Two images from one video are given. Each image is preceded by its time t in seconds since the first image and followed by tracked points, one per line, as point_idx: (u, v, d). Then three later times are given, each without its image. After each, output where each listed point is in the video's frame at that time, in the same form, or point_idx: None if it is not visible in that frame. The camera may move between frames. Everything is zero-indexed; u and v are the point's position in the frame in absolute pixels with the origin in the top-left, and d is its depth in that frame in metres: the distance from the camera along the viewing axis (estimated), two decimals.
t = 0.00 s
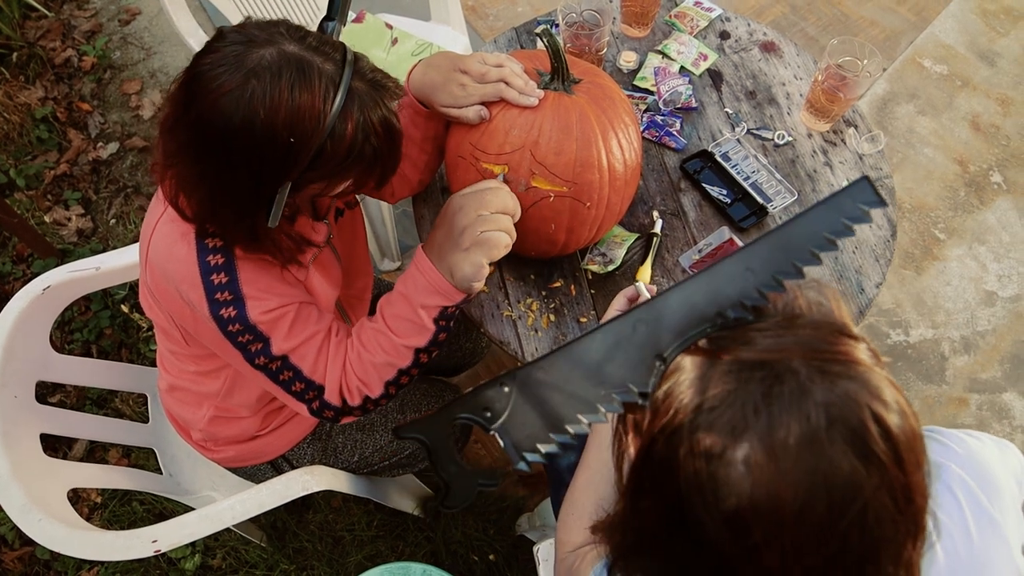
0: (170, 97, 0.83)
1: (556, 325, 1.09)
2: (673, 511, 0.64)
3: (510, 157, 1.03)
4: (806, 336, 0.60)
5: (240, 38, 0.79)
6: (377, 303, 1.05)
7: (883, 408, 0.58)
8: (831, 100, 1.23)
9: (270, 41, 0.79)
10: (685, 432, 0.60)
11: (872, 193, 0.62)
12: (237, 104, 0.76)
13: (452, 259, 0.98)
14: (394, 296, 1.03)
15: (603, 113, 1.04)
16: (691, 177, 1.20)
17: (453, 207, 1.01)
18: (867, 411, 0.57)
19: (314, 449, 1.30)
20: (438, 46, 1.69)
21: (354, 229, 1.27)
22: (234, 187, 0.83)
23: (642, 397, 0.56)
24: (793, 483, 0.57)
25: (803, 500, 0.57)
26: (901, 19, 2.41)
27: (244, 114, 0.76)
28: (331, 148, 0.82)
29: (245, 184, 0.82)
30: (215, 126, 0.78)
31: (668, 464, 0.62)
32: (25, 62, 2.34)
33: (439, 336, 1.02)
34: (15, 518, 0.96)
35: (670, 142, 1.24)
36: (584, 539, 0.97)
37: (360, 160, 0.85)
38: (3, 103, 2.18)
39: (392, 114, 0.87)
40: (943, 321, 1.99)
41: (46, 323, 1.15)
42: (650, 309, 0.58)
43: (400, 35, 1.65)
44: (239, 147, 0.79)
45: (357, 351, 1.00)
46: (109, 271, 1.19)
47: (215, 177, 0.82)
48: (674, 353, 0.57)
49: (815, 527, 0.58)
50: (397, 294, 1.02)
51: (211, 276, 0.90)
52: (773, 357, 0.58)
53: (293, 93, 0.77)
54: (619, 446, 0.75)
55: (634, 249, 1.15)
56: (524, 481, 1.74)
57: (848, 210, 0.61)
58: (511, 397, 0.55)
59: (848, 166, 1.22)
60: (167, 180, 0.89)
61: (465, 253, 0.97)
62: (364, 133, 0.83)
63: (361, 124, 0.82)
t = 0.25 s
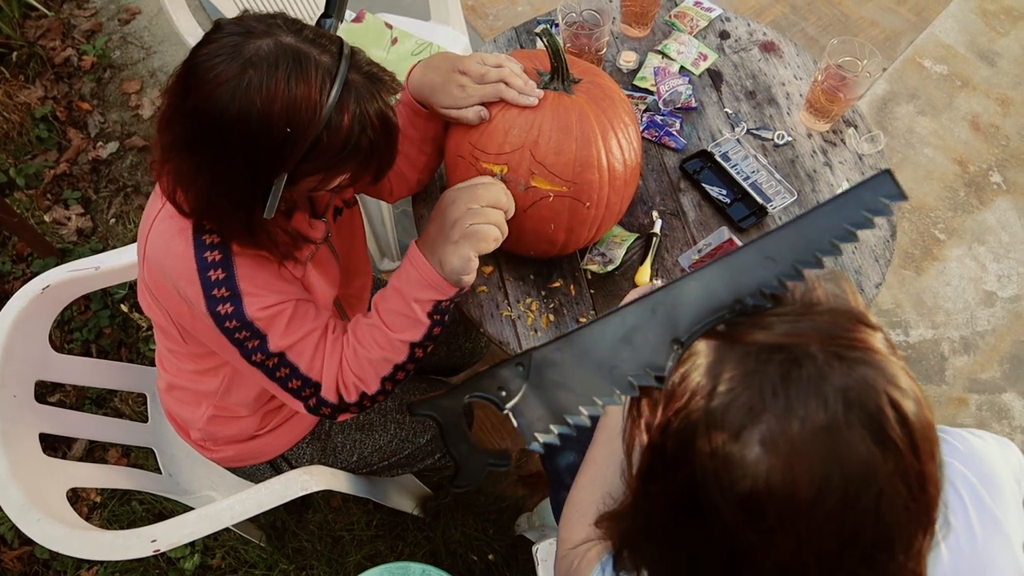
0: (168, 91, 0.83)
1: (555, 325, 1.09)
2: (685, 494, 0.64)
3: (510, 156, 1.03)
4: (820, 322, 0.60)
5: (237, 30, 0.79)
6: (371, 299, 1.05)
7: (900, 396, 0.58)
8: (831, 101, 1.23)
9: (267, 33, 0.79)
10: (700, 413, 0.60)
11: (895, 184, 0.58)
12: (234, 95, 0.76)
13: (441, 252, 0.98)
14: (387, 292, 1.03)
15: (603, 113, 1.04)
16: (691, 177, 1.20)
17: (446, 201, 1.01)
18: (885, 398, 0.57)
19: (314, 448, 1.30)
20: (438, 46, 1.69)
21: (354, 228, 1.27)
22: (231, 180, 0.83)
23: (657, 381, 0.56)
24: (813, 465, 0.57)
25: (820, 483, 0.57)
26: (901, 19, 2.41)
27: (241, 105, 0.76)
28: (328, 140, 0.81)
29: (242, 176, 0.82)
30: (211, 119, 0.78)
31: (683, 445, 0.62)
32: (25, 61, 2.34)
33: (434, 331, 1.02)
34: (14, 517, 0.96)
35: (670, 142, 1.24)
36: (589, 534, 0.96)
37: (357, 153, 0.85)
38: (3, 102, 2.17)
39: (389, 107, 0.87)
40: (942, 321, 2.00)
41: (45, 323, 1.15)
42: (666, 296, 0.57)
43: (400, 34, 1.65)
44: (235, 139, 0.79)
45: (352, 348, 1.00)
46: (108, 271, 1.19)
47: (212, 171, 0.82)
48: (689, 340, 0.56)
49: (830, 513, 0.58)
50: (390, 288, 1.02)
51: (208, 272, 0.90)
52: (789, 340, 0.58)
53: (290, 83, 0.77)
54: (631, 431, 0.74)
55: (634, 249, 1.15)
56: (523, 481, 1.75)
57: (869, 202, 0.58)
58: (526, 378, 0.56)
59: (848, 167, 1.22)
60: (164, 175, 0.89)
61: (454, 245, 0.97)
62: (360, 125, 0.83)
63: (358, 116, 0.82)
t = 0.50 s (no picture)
0: (162, 80, 0.83)
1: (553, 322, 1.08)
2: (716, 459, 0.62)
3: (507, 154, 1.03)
4: (864, 298, 0.59)
5: (232, 22, 0.79)
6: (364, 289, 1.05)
7: (945, 380, 0.57)
8: (829, 98, 1.22)
9: (262, 24, 0.79)
10: (740, 376, 0.58)
11: (955, 177, 0.62)
12: (228, 85, 0.76)
13: (430, 233, 0.98)
14: (381, 281, 1.03)
15: (601, 111, 1.04)
16: (689, 175, 1.19)
17: (437, 183, 1.01)
18: (933, 382, 0.55)
19: (310, 446, 1.29)
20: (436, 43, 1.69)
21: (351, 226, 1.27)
22: (226, 171, 0.82)
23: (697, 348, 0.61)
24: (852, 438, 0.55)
25: (858, 460, 0.55)
26: (899, 17, 2.41)
27: (235, 95, 0.76)
28: (323, 131, 0.81)
29: (236, 166, 0.82)
30: (205, 109, 0.77)
31: (720, 406, 0.60)
32: (22, 58, 2.33)
33: (429, 315, 1.02)
34: (11, 515, 0.96)
35: (668, 139, 1.23)
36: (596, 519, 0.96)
37: (352, 146, 0.85)
38: None
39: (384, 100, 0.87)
40: (940, 319, 2.00)
41: (41, 321, 1.14)
42: (719, 262, 0.62)
43: (398, 32, 1.64)
44: (230, 129, 0.78)
45: (349, 337, 1.00)
46: (104, 268, 1.18)
47: (208, 163, 0.82)
48: (734, 306, 0.61)
49: (863, 498, 0.56)
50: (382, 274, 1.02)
51: (202, 263, 0.90)
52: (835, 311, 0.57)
53: (285, 74, 0.77)
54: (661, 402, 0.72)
55: (632, 246, 1.15)
56: (521, 479, 1.75)
57: (927, 190, 0.62)
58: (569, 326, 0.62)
59: (846, 164, 1.22)
60: (158, 166, 0.88)
61: (442, 226, 0.97)
62: (355, 118, 0.83)
63: (353, 109, 0.82)
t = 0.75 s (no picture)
0: (155, 79, 0.82)
1: (550, 324, 1.08)
2: (761, 436, 0.62)
3: (504, 156, 1.02)
4: (921, 284, 0.59)
5: (224, 17, 0.79)
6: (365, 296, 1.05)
7: (999, 368, 0.58)
8: (825, 100, 1.22)
9: (255, 19, 0.78)
10: (794, 356, 0.59)
11: (1015, 172, 0.69)
12: (222, 80, 0.75)
13: (447, 251, 0.99)
14: (382, 286, 1.02)
15: (597, 112, 1.04)
16: (686, 177, 1.19)
17: (450, 195, 1.00)
18: (988, 370, 0.56)
19: (307, 449, 1.28)
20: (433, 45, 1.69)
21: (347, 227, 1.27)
22: (221, 168, 0.82)
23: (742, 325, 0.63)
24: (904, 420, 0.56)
25: (910, 443, 0.56)
26: (896, 19, 2.42)
27: (229, 91, 0.76)
28: (317, 127, 0.81)
29: (230, 163, 0.82)
30: (198, 106, 0.77)
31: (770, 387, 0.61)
32: (17, 60, 2.32)
33: (431, 325, 1.02)
34: (7, 520, 0.95)
35: (665, 141, 1.23)
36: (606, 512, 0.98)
37: (346, 140, 0.85)
38: None
39: (377, 95, 0.87)
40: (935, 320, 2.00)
41: (37, 325, 1.14)
42: (771, 241, 0.65)
43: (395, 33, 1.64)
44: (224, 126, 0.78)
45: (347, 341, 1.00)
46: (100, 272, 1.18)
47: (202, 160, 0.82)
48: (782, 286, 0.63)
49: (913, 479, 0.57)
50: (388, 282, 1.02)
51: (198, 263, 0.89)
52: (889, 294, 0.58)
53: (278, 69, 0.76)
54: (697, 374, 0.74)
55: (629, 248, 1.15)
56: (518, 481, 1.75)
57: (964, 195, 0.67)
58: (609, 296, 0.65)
59: (843, 166, 1.22)
60: (152, 166, 0.88)
61: (461, 245, 0.98)
62: (349, 113, 0.83)
63: (346, 104, 0.82)
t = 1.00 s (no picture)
0: (150, 79, 0.82)
1: (548, 326, 1.08)
2: (814, 426, 0.62)
3: (500, 157, 1.02)
4: (988, 284, 0.60)
5: (217, 15, 0.79)
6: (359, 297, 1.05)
7: None
8: (822, 99, 1.22)
9: (248, 17, 0.78)
10: (859, 351, 0.58)
11: None
12: (216, 77, 0.75)
13: (442, 251, 0.99)
14: (377, 286, 1.03)
15: (593, 113, 1.04)
16: (683, 176, 1.19)
17: (448, 196, 0.99)
18: None
19: (307, 451, 1.28)
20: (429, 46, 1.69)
21: (345, 229, 1.27)
22: (216, 167, 0.82)
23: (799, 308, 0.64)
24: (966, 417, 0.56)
25: (972, 441, 0.57)
26: (892, 17, 2.42)
27: (224, 87, 0.76)
28: (312, 124, 0.81)
29: (226, 161, 0.81)
30: (193, 104, 0.77)
31: (828, 381, 0.60)
32: (13, 62, 2.32)
33: (426, 325, 1.02)
34: (5, 524, 0.95)
35: (661, 141, 1.23)
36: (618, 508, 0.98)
37: (339, 137, 0.85)
38: None
39: (371, 92, 0.87)
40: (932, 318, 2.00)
41: (34, 328, 1.14)
42: (838, 228, 0.66)
43: (391, 34, 1.64)
44: (219, 123, 0.78)
45: (342, 343, 1.00)
46: (97, 275, 1.18)
47: (197, 160, 0.82)
48: (846, 274, 0.64)
49: (973, 476, 0.58)
50: (381, 283, 1.02)
51: (194, 264, 0.89)
52: (960, 293, 0.58)
53: (273, 65, 0.76)
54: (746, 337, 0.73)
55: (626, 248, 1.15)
56: (517, 481, 1.75)
57: None
58: (665, 267, 0.68)
59: (839, 165, 1.22)
60: (148, 166, 0.88)
61: (456, 245, 0.98)
62: (343, 110, 0.83)
63: (341, 100, 0.82)
